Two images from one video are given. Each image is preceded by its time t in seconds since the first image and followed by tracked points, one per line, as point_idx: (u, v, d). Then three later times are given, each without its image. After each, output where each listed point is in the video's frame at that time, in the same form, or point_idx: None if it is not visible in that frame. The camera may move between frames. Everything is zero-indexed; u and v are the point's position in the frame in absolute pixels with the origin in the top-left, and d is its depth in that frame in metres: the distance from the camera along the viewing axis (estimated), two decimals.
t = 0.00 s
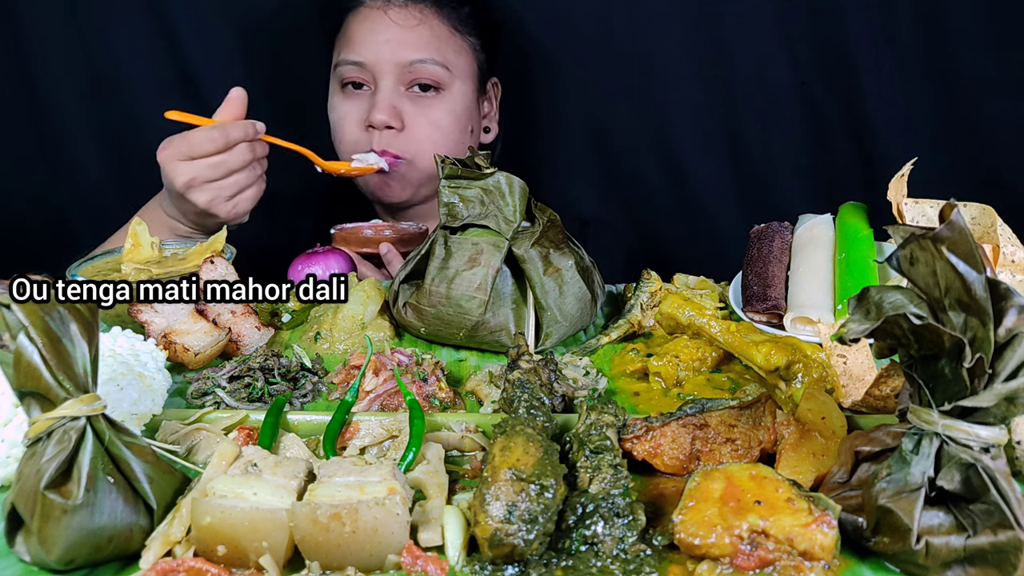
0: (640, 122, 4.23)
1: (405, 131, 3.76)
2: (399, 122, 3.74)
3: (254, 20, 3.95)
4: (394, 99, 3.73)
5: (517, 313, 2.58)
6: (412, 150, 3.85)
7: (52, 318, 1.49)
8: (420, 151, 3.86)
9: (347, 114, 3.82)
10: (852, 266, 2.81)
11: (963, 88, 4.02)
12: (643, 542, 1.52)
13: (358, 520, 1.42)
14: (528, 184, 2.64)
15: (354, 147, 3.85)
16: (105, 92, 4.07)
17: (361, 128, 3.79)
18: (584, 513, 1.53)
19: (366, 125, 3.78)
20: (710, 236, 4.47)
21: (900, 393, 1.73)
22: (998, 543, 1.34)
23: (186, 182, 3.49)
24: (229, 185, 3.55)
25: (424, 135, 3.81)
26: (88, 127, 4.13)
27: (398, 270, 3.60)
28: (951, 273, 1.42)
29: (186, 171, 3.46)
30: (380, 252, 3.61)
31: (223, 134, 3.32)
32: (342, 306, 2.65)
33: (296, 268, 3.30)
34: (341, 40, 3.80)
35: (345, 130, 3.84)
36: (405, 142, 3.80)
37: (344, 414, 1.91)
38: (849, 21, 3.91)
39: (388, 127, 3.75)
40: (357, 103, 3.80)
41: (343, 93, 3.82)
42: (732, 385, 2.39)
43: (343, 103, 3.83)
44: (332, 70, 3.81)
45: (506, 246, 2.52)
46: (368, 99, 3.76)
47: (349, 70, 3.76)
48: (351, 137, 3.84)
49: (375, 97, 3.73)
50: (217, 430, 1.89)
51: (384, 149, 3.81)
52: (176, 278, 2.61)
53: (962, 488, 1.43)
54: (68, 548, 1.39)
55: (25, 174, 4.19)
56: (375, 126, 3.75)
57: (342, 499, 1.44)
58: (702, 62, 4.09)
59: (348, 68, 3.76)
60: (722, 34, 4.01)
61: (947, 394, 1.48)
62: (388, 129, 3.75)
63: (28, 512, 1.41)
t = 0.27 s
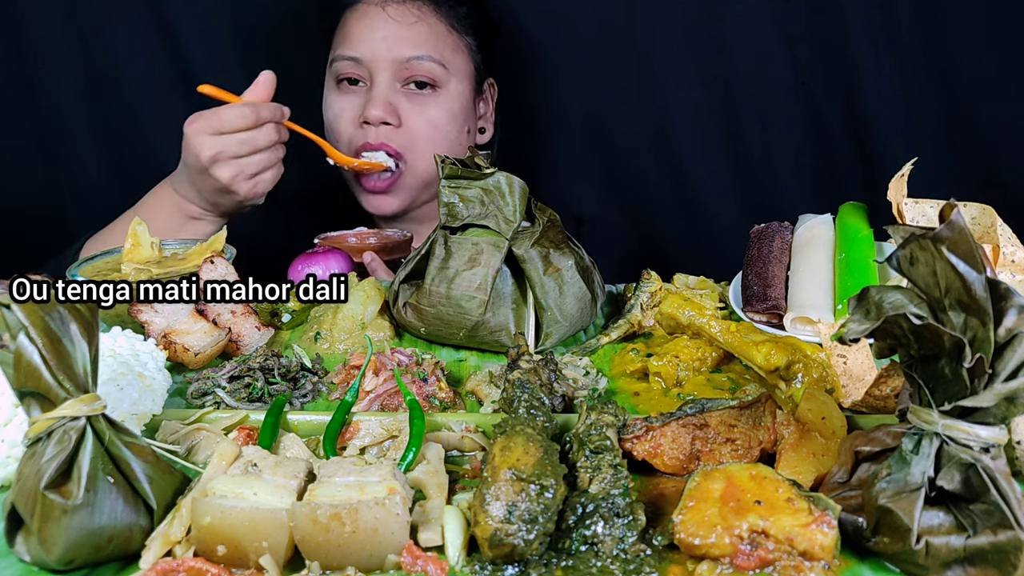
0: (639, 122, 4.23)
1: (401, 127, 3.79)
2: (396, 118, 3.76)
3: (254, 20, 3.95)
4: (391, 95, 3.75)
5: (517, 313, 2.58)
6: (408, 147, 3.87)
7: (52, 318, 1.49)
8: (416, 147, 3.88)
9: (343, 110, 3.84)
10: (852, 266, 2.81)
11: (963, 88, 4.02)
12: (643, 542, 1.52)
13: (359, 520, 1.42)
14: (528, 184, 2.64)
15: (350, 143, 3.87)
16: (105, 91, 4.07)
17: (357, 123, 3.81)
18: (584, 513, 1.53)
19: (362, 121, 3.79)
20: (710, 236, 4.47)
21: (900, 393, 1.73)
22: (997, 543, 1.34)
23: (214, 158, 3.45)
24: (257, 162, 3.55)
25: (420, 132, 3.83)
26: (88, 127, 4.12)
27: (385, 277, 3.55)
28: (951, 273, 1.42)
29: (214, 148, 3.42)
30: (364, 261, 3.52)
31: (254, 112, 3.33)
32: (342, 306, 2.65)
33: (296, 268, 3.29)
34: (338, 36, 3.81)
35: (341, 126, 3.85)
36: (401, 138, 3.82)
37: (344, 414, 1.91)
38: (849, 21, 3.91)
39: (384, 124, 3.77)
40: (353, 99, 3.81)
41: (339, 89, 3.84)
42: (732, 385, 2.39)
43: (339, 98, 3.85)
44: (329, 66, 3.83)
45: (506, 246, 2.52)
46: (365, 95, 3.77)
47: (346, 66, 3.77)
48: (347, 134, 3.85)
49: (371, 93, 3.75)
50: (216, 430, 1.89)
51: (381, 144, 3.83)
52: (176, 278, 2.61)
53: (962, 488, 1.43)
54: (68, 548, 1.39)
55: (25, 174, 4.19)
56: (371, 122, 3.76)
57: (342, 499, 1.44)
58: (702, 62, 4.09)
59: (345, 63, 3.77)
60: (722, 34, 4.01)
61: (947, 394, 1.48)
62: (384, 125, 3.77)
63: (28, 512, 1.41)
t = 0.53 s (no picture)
0: (639, 122, 4.23)
1: (391, 133, 3.67)
2: (386, 124, 3.64)
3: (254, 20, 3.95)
4: (380, 101, 3.63)
5: (517, 313, 2.58)
6: (401, 154, 3.76)
7: (52, 318, 1.49)
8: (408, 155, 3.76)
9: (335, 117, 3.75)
10: (852, 266, 2.81)
11: (963, 88, 4.02)
12: (643, 542, 1.52)
13: (359, 520, 1.42)
14: (528, 184, 2.64)
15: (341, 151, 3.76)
16: (105, 91, 4.07)
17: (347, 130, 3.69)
18: (584, 513, 1.53)
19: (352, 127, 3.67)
20: (710, 236, 4.48)
21: (900, 393, 1.73)
22: (998, 543, 1.34)
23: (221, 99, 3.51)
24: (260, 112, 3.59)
25: (411, 139, 3.71)
26: (88, 127, 4.12)
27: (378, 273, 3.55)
28: (951, 273, 1.42)
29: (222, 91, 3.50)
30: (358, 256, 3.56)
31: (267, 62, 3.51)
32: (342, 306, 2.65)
33: (296, 268, 3.31)
34: (330, 42, 3.75)
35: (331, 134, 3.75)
36: (393, 145, 3.71)
37: (344, 414, 1.91)
38: (849, 21, 3.91)
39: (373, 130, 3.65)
40: (344, 105, 3.71)
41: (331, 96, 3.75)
42: (732, 384, 2.39)
43: (330, 106, 3.76)
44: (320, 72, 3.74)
45: (506, 246, 2.52)
46: (354, 101, 3.66)
47: (335, 71, 3.67)
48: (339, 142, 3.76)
49: (360, 100, 3.63)
50: (217, 430, 1.89)
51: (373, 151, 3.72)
52: (176, 278, 2.61)
53: (962, 487, 1.43)
54: (68, 548, 1.39)
55: (25, 173, 4.19)
56: (361, 129, 3.64)
57: (342, 499, 1.44)
58: (702, 62, 4.09)
59: (335, 69, 3.68)
60: (722, 34, 4.01)
61: (947, 394, 1.48)
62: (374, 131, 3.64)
63: (28, 512, 1.41)
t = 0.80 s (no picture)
0: (640, 122, 4.23)
1: (410, 133, 3.81)
2: (405, 124, 3.78)
3: (254, 20, 3.95)
4: (399, 101, 3.75)
5: (517, 313, 2.58)
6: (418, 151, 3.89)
7: (52, 319, 1.49)
8: (424, 153, 3.90)
9: (350, 117, 3.85)
10: (852, 266, 2.81)
11: (963, 88, 4.02)
12: (643, 542, 1.52)
13: (359, 520, 1.42)
14: (528, 184, 2.64)
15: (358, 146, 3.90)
16: (105, 91, 4.07)
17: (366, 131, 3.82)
18: (584, 513, 1.53)
19: (370, 127, 3.81)
20: (710, 235, 4.48)
21: (900, 393, 1.73)
22: (997, 543, 1.34)
23: (156, 154, 3.67)
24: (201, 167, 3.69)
25: (429, 138, 3.84)
26: (88, 127, 4.12)
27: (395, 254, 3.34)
28: (951, 273, 1.42)
29: (159, 144, 3.66)
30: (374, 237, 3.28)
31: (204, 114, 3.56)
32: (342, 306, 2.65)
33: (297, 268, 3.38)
34: (340, 40, 3.79)
35: (348, 131, 3.88)
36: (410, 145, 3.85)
37: (344, 414, 1.91)
38: (849, 21, 3.92)
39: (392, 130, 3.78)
40: (360, 105, 3.81)
41: (344, 95, 3.83)
42: (732, 384, 2.39)
43: (345, 105, 3.84)
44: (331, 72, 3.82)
45: (506, 246, 2.52)
46: (372, 102, 3.78)
47: (351, 72, 3.75)
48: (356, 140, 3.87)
49: (378, 100, 3.75)
50: (217, 430, 1.89)
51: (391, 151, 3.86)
52: (176, 278, 2.61)
53: (962, 487, 1.43)
54: (68, 548, 1.39)
55: (25, 174, 4.19)
56: (380, 129, 3.78)
57: (342, 499, 1.44)
58: (702, 62, 4.09)
59: (350, 70, 3.75)
60: (722, 34, 4.01)
61: (946, 394, 1.48)
62: (393, 131, 3.78)
63: (28, 512, 1.41)
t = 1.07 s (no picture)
0: (640, 122, 4.23)
1: (412, 129, 3.83)
2: (407, 120, 3.80)
3: (254, 21, 3.95)
4: (401, 97, 3.78)
5: (517, 313, 2.58)
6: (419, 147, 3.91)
7: (52, 319, 1.49)
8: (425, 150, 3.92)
9: (350, 112, 3.83)
10: (852, 266, 2.81)
11: (963, 88, 4.02)
12: (643, 542, 1.52)
13: (359, 520, 1.42)
14: (528, 184, 2.64)
15: (360, 144, 3.88)
16: (105, 91, 4.07)
17: (367, 126, 3.82)
18: (584, 513, 1.53)
19: (372, 123, 3.81)
20: (709, 235, 4.48)
21: (900, 393, 1.73)
22: (998, 543, 1.34)
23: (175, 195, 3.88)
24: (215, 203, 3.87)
25: (430, 134, 3.87)
26: (88, 127, 4.12)
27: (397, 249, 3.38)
28: (951, 273, 1.42)
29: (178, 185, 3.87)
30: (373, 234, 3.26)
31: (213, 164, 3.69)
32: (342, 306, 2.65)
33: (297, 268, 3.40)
34: (340, 36, 3.79)
35: (349, 127, 3.85)
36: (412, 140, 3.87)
37: (344, 414, 1.90)
38: (849, 21, 3.92)
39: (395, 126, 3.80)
40: (361, 101, 3.82)
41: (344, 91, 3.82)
42: (732, 385, 2.39)
43: (345, 101, 3.83)
44: (331, 68, 3.81)
45: (506, 246, 2.52)
46: (374, 98, 3.79)
47: (353, 68, 3.76)
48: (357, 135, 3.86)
49: (380, 96, 3.77)
50: (217, 430, 1.89)
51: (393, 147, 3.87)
52: (176, 278, 2.61)
53: (962, 488, 1.43)
54: (68, 548, 1.39)
55: (25, 174, 4.19)
56: (383, 124, 3.79)
57: (342, 499, 1.44)
58: (702, 62, 4.09)
59: (352, 65, 3.76)
60: (722, 34, 4.01)
61: (947, 394, 1.48)
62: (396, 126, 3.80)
63: (28, 512, 1.41)
